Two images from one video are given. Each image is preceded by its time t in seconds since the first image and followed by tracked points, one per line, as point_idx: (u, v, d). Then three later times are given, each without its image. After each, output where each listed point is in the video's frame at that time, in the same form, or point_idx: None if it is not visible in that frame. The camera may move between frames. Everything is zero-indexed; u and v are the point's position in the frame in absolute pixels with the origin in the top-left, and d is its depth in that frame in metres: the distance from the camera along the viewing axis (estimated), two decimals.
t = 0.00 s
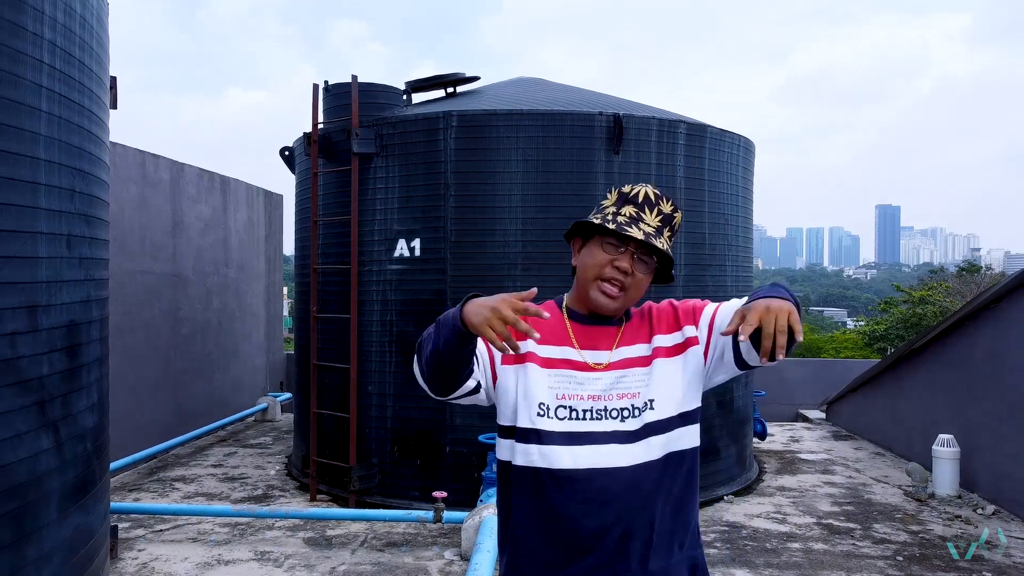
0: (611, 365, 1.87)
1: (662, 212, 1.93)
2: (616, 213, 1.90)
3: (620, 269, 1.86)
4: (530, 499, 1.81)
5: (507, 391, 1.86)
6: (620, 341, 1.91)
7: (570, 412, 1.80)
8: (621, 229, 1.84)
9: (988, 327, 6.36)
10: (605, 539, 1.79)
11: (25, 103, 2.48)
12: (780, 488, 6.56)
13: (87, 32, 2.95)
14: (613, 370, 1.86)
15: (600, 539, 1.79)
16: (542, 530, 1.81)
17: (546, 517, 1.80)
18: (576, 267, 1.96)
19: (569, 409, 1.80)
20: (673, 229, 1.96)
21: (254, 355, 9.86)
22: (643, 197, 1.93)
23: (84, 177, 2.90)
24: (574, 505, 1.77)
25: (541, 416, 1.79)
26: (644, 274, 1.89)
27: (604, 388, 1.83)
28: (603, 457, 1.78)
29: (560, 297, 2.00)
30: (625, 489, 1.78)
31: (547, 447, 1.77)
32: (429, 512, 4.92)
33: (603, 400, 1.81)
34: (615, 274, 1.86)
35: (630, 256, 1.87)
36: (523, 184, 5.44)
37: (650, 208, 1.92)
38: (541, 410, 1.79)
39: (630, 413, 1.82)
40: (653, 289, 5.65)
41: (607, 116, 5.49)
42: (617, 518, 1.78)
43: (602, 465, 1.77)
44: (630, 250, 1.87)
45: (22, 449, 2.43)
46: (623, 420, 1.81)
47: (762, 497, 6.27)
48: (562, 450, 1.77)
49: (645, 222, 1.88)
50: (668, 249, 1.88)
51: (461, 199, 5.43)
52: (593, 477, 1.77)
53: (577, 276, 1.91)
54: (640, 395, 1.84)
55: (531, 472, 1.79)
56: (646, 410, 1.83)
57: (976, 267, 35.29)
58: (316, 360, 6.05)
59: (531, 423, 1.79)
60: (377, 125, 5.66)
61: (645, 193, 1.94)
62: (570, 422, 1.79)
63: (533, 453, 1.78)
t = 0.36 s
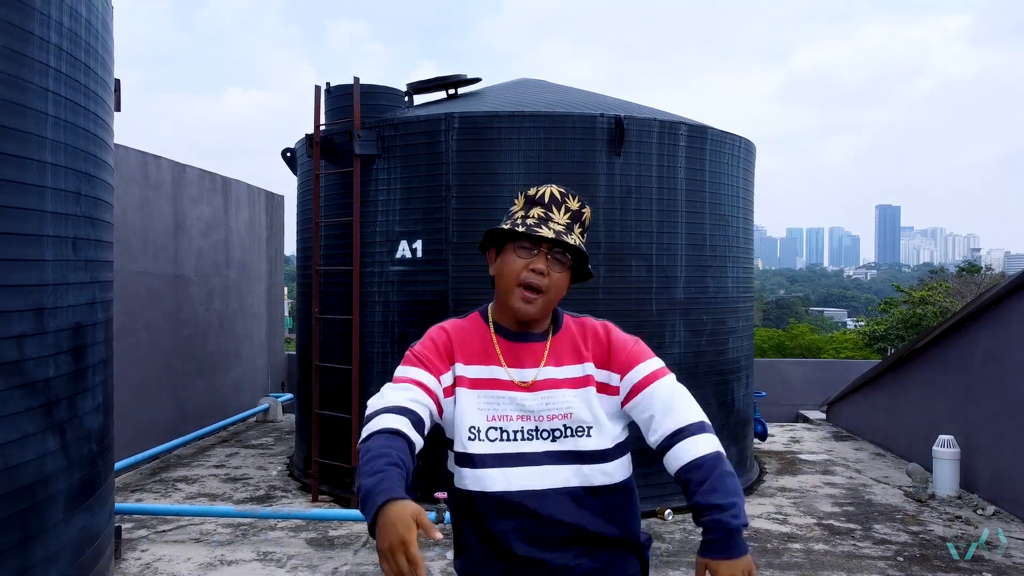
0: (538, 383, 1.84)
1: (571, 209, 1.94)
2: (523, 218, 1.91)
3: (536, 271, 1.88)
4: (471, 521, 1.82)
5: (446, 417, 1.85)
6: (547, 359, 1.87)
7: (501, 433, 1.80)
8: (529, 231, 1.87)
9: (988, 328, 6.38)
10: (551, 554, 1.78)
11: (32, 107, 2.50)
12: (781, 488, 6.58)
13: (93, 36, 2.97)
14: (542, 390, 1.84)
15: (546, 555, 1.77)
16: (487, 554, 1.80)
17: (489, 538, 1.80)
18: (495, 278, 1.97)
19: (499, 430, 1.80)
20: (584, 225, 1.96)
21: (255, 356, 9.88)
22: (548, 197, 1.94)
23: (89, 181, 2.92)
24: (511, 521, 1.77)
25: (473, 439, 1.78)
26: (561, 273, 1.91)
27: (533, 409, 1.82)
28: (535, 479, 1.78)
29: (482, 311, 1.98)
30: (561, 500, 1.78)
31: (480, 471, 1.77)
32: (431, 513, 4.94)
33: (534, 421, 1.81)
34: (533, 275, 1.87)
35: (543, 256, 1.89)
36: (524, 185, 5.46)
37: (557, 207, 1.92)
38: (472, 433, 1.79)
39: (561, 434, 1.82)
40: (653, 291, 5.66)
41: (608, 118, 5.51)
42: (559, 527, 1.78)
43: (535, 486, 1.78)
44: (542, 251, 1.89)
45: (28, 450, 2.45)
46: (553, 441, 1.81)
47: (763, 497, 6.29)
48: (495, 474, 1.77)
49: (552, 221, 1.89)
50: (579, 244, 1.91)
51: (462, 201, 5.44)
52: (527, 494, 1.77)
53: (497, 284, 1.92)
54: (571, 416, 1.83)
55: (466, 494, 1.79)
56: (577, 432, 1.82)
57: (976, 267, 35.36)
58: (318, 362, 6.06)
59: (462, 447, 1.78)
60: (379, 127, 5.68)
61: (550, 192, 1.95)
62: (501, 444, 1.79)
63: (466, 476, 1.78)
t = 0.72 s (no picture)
0: (526, 382, 1.87)
1: (525, 191, 1.94)
2: (482, 212, 1.90)
3: (509, 258, 1.87)
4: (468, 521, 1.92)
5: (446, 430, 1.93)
6: (536, 356, 1.90)
7: (494, 435, 1.84)
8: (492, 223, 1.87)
9: (988, 328, 6.39)
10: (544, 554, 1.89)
11: (35, 108, 2.51)
12: (781, 488, 6.59)
13: (95, 37, 2.98)
14: (531, 389, 1.87)
15: (539, 555, 1.88)
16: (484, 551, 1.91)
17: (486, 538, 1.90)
18: (473, 274, 1.97)
19: (492, 432, 1.84)
20: (542, 202, 1.96)
21: (256, 356, 9.89)
22: (500, 185, 1.94)
23: (91, 181, 2.93)
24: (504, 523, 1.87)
25: (467, 444, 1.84)
26: (533, 255, 1.90)
27: (524, 409, 1.85)
28: (529, 480, 1.84)
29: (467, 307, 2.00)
30: (552, 508, 1.85)
31: (478, 473, 1.83)
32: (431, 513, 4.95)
33: (526, 421, 1.85)
34: (507, 264, 1.87)
35: (512, 241, 1.88)
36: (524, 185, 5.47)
37: (511, 192, 1.92)
38: (466, 438, 1.84)
39: (554, 432, 1.86)
40: (653, 291, 5.67)
41: (608, 118, 5.52)
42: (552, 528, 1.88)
43: (528, 488, 1.84)
44: (509, 237, 1.88)
45: (31, 450, 2.46)
46: (547, 440, 1.85)
47: (763, 497, 6.30)
48: (489, 476, 1.83)
49: (510, 207, 1.89)
50: (543, 222, 1.90)
51: (462, 202, 5.46)
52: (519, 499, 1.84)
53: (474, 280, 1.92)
54: (563, 414, 1.87)
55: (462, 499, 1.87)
56: (570, 429, 1.87)
57: (976, 267, 35.36)
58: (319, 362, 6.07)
59: (458, 453, 1.84)
60: (380, 128, 5.69)
61: (501, 180, 1.95)
62: (496, 446, 1.83)
63: (464, 480, 1.84)
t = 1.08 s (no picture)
0: (538, 373, 1.91)
1: (550, 197, 1.94)
2: (505, 217, 1.95)
3: (527, 266, 1.92)
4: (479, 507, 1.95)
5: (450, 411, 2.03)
6: (549, 350, 1.93)
7: (507, 424, 1.90)
8: (510, 232, 1.91)
9: (986, 328, 6.40)
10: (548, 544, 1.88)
11: (32, 106, 2.52)
12: (779, 487, 6.60)
13: (93, 34, 2.98)
14: (545, 381, 1.91)
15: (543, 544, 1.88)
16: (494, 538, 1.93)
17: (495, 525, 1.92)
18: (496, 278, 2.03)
19: (505, 421, 1.90)
20: (567, 208, 1.97)
21: (255, 355, 9.90)
22: (525, 190, 1.95)
23: (89, 179, 2.93)
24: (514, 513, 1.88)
25: (483, 430, 1.91)
26: (552, 262, 1.93)
27: (536, 400, 1.89)
28: (535, 468, 1.87)
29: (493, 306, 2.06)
30: (561, 497, 1.85)
31: (490, 459, 1.90)
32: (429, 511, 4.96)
33: (537, 412, 1.89)
34: (525, 272, 1.92)
35: (531, 251, 1.92)
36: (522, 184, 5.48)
37: (535, 199, 1.94)
38: (481, 425, 1.92)
39: (564, 424, 1.88)
40: (652, 290, 5.68)
41: (607, 117, 5.52)
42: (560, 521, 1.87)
43: (536, 476, 1.86)
44: (528, 246, 1.92)
45: (29, 446, 2.47)
46: (557, 431, 1.88)
47: (761, 496, 6.31)
48: (500, 462, 1.89)
49: (532, 215, 1.92)
50: (562, 230, 1.91)
51: (461, 201, 5.46)
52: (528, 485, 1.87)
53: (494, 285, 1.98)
54: (574, 406, 1.89)
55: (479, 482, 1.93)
56: (581, 422, 1.88)
57: (976, 267, 35.35)
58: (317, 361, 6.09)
59: (473, 439, 1.92)
60: (378, 127, 5.70)
61: (527, 184, 1.95)
62: (507, 434, 1.89)
63: (478, 464, 1.92)
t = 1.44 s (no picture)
0: (639, 360, 1.95)
1: (642, 201, 1.96)
2: (598, 223, 1.98)
3: (622, 273, 1.94)
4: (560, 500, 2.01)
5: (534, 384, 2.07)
6: (650, 338, 1.96)
7: (602, 406, 1.95)
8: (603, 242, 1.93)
9: (985, 325, 6.40)
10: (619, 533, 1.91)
11: (31, 101, 2.52)
12: (778, 484, 6.60)
13: (91, 30, 2.99)
14: (644, 367, 1.94)
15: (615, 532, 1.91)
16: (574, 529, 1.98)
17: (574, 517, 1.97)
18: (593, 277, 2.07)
19: (600, 403, 1.95)
20: (660, 210, 1.98)
21: (254, 354, 9.90)
22: (617, 196, 1.97)
23: (87, 173, 2.93)
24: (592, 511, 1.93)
25: (576, 409, 1.96)
26: (647, 266, 1.94)
27: (634, 385, 1.93)
28: (627, 452, 1.91)
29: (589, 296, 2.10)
30: (646, 484, 1.89)
31: (581, 439, 1.95)
32: (428, 508, 4.96)
33: (633, 397, 1.92)
34: (620, 278, 1.94)
35: (625, 257, 1.94)
36: (522, 182, 5.48)
37: (626, 205, 1.96)
38: (575, 404, 1.97)
39: (660, 411, 1.91)
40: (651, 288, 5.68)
41: (606, 115, 5.53)
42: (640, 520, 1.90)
43: (628, 460, 1.91)
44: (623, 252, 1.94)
45: (29, 440, 2.48)
46: (653, 417, 1.91)
47: (760, 493, 6.31)
48: (591, 443, 1.93)
49: (624, 222, 1.95)
50: (656, 236, 1.91)
51: (460, 198, 5.47)
52: (618, 471, 1.91)
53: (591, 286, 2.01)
54: (672, 395, 1.91)
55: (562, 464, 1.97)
56: (678, 411, 1.90)
57: (975, 267, 35.33)
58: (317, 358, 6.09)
59: (565, 416, 1.97)
60: (377, 125, 5.70)
61: (618, 189, 1.97)
62: (601, 416, 1.94)
63: (567, 443, 1.96)
